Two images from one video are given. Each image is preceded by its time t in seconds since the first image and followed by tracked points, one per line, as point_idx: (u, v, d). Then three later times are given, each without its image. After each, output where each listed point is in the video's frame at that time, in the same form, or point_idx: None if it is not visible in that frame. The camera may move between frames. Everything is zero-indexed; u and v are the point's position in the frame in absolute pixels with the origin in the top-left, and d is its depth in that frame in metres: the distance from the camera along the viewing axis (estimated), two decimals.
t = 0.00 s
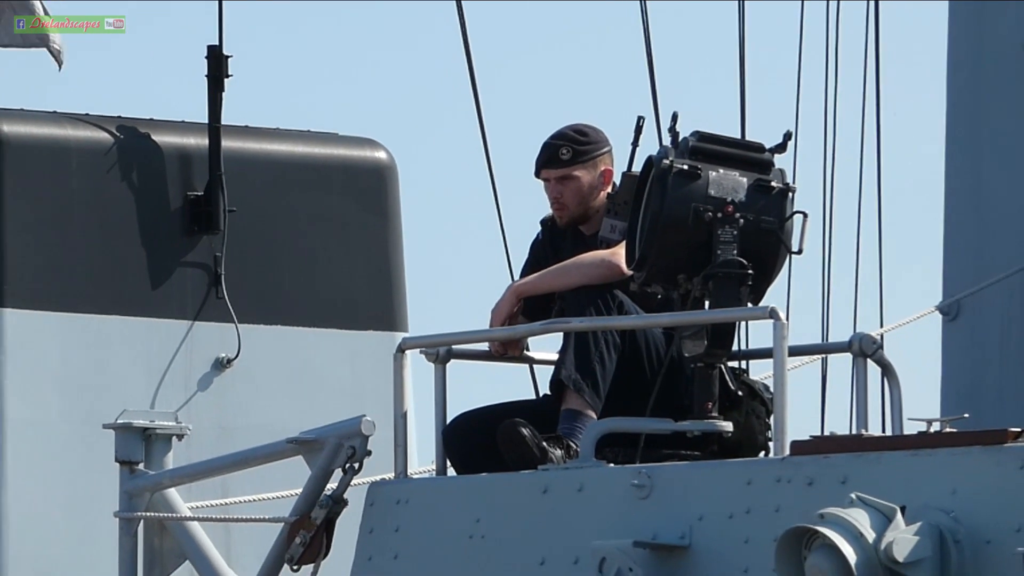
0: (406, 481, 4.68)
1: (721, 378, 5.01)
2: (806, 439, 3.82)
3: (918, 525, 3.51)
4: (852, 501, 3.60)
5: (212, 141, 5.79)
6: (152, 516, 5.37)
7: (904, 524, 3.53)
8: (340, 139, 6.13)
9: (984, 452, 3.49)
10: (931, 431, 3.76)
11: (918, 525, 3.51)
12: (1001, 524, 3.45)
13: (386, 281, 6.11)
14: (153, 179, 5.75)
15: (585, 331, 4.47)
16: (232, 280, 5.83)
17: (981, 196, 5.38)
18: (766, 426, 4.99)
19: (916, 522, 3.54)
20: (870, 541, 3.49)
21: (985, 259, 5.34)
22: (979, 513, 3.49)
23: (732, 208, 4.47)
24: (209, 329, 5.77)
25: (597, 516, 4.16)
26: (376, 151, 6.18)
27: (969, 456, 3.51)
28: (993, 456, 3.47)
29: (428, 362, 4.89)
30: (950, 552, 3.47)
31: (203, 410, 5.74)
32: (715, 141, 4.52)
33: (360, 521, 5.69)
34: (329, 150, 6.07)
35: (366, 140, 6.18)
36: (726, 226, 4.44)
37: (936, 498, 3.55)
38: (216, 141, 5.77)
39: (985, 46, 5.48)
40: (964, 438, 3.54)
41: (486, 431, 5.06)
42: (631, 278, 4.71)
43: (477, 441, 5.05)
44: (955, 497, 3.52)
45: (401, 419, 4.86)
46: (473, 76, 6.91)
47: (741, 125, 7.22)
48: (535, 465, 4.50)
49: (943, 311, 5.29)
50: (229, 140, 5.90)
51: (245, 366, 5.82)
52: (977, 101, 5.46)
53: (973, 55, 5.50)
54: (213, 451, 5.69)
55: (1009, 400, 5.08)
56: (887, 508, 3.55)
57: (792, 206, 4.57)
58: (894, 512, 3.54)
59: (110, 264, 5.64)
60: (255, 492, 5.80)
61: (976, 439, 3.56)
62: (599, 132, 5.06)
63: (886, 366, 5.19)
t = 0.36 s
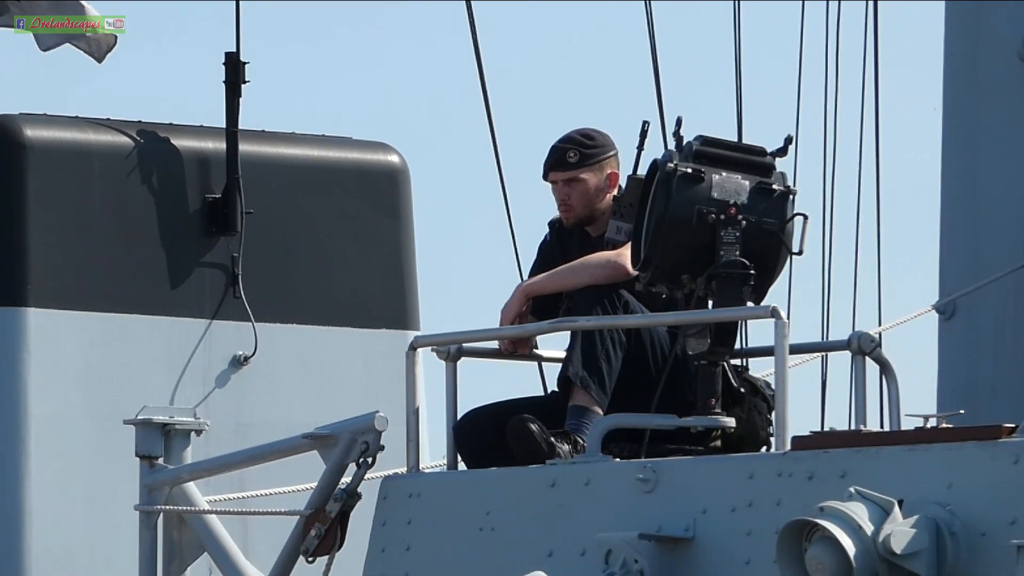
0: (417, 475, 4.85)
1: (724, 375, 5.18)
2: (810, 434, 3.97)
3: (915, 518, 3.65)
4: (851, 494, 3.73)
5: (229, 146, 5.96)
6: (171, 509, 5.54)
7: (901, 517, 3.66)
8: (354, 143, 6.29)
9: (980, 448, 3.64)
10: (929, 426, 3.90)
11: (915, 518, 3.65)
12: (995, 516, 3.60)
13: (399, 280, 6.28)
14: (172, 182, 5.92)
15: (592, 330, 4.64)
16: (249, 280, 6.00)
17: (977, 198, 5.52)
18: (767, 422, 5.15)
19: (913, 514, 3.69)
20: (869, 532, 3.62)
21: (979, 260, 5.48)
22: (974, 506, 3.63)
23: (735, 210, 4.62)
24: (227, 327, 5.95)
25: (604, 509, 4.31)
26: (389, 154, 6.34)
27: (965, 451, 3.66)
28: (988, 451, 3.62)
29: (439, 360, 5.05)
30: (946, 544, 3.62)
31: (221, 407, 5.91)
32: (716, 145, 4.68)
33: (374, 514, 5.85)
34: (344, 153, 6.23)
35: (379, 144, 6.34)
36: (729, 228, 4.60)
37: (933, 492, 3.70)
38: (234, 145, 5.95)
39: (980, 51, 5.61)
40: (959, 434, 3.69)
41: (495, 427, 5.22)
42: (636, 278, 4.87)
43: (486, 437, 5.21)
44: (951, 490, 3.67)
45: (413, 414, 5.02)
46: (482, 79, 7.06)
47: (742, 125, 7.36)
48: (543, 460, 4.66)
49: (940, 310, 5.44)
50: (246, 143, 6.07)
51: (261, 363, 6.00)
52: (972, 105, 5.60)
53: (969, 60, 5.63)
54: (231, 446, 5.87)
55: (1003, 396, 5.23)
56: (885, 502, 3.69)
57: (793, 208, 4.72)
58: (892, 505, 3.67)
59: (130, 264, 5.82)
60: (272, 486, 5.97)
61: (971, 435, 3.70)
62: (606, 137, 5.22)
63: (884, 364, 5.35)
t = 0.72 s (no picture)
0: (428, 469, 5.01)
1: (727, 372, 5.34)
2: (809, 430, 4.11)
3: (912, 512, 3.77)
4: (851, 488, 3.85)
5: (246, 150, 6.14)
6: (189, 503, 5.71)
7: (899, 511, 3.78)
8: (367, 147, 6.47)
9: (975, 444, 3.76)
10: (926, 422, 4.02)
11: (912, 512, 3.78)
12: (989, 509, 3.73)
13: (411, 279, 6.47)
14: (190, 185, 6.10)
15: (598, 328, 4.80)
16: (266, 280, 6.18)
17: (972, 201, 5.58)
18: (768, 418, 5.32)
19: (910, 508, 3.81)
20: (867, 526, 3.74)
21: (974, 260, 5.54)
22: (969, 500, 3.76)
23: (738, 212, 4.78)
24: (243, 325, 6.12)
25: (610, 502, 4.46)
26: (401, 158, 6.52)
27: (962, 446, 3.78)
28: (984, 446, 3.74)
29: (450, 357, 5.22)
30: (942, 536, 3.74)
31: (238, 403, 6.08)
32: (719, 149, 4.84)
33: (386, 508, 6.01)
34: (357, 156, 6.41)
35: (391, 148, 6.52)
36: (732, 230, 4.76)
37: (930, 486, 3.82)
38: (251, 149, 6.12)
39: (976, 54, 5.67)
40: (956, 430, 3.82)
41: (504, 422, 5.39)
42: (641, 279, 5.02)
43: (495, 432, 5.37)
44: (947, 485, 3.80)
45: (424, 410, 5.19)
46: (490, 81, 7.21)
47: (743, 121, 7.49)
48: (551, 455, 4.83)
49: (936, 310, 5.54)
50: (262, 148, 6.25)
51: (277, 360, 6.18)
52: (968, 108, 5.64)
53: (964, 64, 5.68)
54: (248, 441, 6.06)
55: (998, 392, 5.37)
56: (883, 496, 3.80)
57: (794, 211, 4.88)
58: (889, 499, 3.79)
59: (149, 265, 5.99)
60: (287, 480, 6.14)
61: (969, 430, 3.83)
62: (612, 141, 5.38)
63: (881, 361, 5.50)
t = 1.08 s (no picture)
0: (440, 464, 5.17)
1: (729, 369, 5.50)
2: (809, 426, 4.24)
3: (910, 505, 3.88)
4: (850, 483, 3.96)
5: (261, 153, 6.32)
6: (207, 496, 5.86)
7: (897, 505, 3.89)
8: (380, 150, 6.66)
9: (970, 438, 3.86)
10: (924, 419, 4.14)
11: (910, 506, 3.88)
12: (984, 503, 3.82)
13: (422, 278, 6.66)
14: (207, 187, 6.27)
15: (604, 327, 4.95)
16: (280, 280, 6.37)
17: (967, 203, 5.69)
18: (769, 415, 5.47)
19: (908, 502, 3.92)
20: (866, 519, 3.85)
21: (971, 260, 5.67)
22: (965, 493, 3.86)
23: (740, 214, 4.92)
24: (258, 325, 6.30)
25: (616, 496, 4.61)
26: (412, 161, 6.72)
27: (957, 442, 3.89)
28: (978, 441, 3.84)
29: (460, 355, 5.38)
30: (939, 529, 3.84)
31: (254, 400, 6.26)
32: (721, 153, 4.98)
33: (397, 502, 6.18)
34: (370, 160, 6.60)
35: (403, 152, 6.71)
36: (734, 231, 4.91)
37: (927, 480, 3.93)
38: (266, 153, 6.31)
39: (971, 59, 5.77)
40: (951, 426, 3.93)
41: (513, 418, 5.55)
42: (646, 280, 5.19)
43: (504, 428, 5.53)
44: (944, 479, 3.90)
45: (435, 407, 5.35)
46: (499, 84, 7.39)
47: (747, 123, 7.66)
48: (558, 450, 5.00)
49: (933, 309, 5.70)
50: (277, 151, 6.43)
51: (292, 358, 6.36)
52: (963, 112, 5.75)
53: (959, 69, 5.78)
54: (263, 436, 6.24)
55: (993, 388, 5.52)
56: (882, 490, 3.91)
57: (794, 212, 5.03)
58: (887, 494, 3.90)
59: (167, 264, 6.16)
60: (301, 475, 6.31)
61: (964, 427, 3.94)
62: (617, 145, 5.54)
63: (879, 360, 5.68)
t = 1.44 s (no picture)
0: (451, 459, 5.32)
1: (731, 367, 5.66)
2: (810, 421, 4.26)
3: (907, 499, 3.87)
4: (849, 477, 3.93)
5: (277, 156, 6.50)
6: (223, 491, 6.03)
7: (895, 498, 3.87)
8: (391, 153, 6.86)
9: (967, 431, 3.87)
10: (922, 415, 4.15)
11: (907, 500, 3.86)
12: (981, 497, 3.82)
13: (432, 278, 6.87)
14: (223, 190, 6.45)
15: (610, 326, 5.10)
16: (295, 279, 6.55)
17: (963, 205, 5.83)
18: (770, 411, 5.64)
19: (905, 496, 3.91)
20: (865, 513, 3.81)
21: (967, 260, 5.80)
22: (961, 488, 3.86)
23: (742, 216, 5.07)
24: (274, 324, 6.48)
25: (621, 491, 4.69)
26: (423, 164, 6.92)
27: (952, 437, 3.89)
28: (973, 436, 3.85)
29: (470, 353, 5.54)
30: (936, 523, 3.83)
31: (269, 397, 6.43)
32: (724, 156, 5.12)
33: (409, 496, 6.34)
34: (381, 163, 6.79)
35: (413, 155, 6.91)
36: (736, 232, 5.05)
37: (923, 475, 3.94)
38: (281, 156, 6.48)
39: (966, 64, 5.91)
40: (947, 422, 3.94)
41: (521, 414, 5.71)
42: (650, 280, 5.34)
43: (513, 423, 5.70)
44: (940, 473, 3.91)
45: (445, 403, 5.51)
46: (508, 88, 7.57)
47: (750, 125, 7.84)
48: (565, 445, 5.15)
49: (930, 308, 5.85)
50: (291, 155, 6.61)
51: (306, 356, 6.54)
52: (958, 116, 5.90)
53: (956, 74, 5.93)
54: (279, 432, 6.41)
55: (988, 386, 5.67)
56: (880, 485, 3.90)
57: (795, 214, 5.19)
58: (886, 487, 3.89)
59: (184, 264, 6.34)
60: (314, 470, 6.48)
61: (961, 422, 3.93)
62: (623, 148, 5.70)
63: (878, 357, 5.83)
